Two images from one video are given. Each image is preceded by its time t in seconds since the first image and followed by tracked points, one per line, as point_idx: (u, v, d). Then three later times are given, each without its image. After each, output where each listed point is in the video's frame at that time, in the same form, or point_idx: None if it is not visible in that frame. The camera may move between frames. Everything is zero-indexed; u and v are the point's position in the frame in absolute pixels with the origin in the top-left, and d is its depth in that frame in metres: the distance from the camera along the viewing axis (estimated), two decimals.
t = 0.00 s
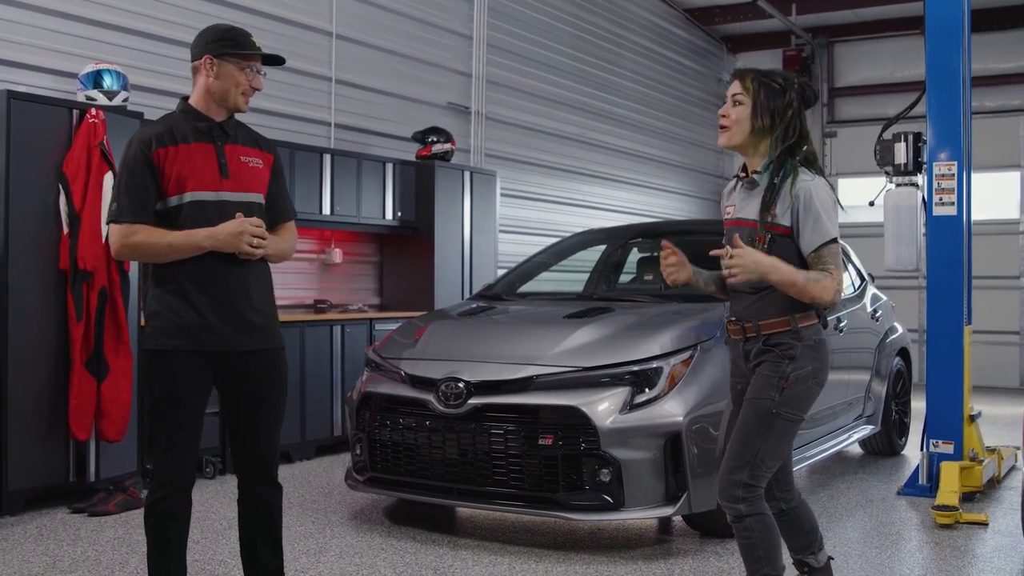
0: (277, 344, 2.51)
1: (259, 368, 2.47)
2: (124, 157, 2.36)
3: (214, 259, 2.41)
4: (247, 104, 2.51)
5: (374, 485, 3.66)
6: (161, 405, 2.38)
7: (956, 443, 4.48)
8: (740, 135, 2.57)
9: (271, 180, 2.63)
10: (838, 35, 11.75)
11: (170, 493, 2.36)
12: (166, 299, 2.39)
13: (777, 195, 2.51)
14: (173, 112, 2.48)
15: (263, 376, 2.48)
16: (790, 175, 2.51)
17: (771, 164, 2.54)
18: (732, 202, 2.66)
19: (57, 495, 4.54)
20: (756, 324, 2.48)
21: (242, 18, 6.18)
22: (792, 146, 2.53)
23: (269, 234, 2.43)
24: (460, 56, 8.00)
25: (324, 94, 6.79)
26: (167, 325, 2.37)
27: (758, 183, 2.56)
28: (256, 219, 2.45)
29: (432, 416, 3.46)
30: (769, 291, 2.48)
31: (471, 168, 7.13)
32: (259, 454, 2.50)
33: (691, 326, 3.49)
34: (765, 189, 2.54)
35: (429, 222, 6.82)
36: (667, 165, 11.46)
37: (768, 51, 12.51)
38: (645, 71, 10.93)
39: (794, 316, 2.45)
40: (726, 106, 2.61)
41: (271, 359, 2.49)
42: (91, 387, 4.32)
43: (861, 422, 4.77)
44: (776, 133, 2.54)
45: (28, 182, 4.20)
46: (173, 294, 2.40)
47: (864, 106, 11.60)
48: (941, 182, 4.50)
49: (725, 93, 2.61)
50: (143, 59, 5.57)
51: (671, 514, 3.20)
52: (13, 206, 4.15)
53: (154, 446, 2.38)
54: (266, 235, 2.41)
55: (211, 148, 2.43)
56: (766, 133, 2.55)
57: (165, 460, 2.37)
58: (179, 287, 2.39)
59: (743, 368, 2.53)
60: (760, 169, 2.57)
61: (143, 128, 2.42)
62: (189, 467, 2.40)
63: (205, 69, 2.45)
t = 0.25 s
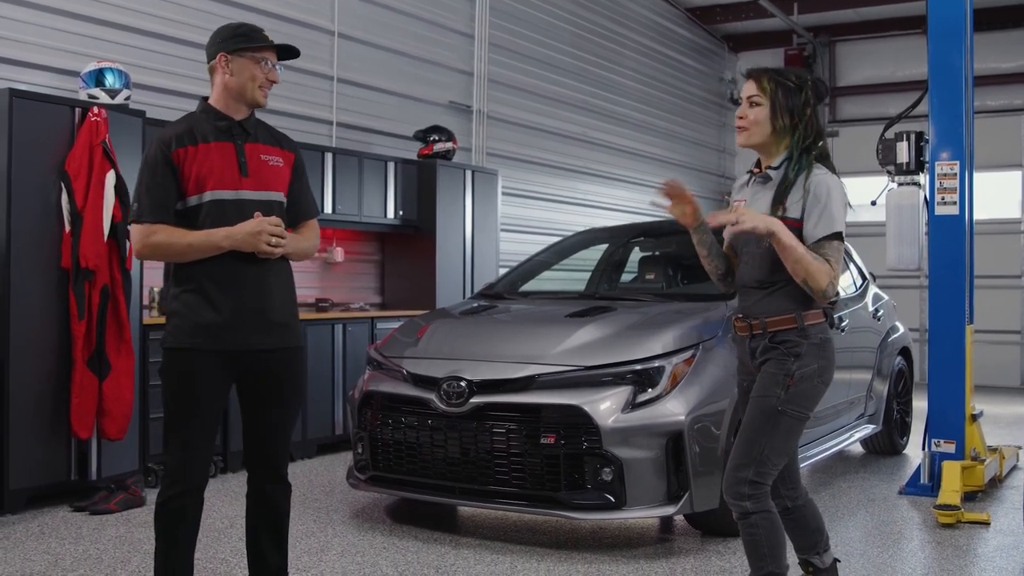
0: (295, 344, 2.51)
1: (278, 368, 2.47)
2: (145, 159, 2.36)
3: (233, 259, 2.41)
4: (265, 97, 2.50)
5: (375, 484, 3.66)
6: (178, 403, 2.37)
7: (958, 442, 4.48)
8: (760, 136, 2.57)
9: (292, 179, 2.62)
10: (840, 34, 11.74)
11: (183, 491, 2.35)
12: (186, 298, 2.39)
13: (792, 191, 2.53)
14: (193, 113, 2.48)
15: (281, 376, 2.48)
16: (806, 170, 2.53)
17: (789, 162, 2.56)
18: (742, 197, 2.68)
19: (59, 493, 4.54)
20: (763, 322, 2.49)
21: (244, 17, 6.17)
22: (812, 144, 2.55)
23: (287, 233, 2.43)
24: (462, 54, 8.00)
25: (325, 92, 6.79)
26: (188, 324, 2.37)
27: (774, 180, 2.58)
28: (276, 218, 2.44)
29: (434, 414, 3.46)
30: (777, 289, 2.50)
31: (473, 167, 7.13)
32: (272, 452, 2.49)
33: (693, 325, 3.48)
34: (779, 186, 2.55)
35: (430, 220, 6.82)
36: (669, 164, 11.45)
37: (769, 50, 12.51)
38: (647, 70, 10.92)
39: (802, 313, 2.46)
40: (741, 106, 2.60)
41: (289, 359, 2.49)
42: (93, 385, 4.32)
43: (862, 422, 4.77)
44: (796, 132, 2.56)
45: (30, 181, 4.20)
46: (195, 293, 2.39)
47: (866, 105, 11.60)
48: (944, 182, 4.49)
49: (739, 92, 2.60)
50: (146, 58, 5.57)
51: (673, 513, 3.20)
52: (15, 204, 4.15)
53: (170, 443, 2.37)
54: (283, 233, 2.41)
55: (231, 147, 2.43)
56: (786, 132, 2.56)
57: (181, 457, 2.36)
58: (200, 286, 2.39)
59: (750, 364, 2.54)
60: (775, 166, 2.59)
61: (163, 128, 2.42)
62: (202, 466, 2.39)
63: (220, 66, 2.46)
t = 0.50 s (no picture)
0: (309, 344, 2.51)
1: (292, 368, 2.47)
2: (164, 159, 2.35)
3: (251, 260, 2.40)
4: (279, 92, 2.51)
5: (374, 483, 3.66)
6: (192, 403, 2.37)
7: (956, 441, 4.47)
8: (775, 146, 2.59)
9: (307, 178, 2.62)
10: (837, 33, 11.75)
11: (192, 491, 2.35)
12: (204, 299, 2.39)
13: (807, 197, 2.55)
14: (209, 113, 2.48)
15: (295, 376, 2.48)
16: (820, 177, 2.56)
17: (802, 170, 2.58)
18: (756, 204, 2.69)
19: (57, 493, 4.53)
20: (772, 322, 2.50)
21: (242, 16, 6.16)
22: (827, 152, 2.58)
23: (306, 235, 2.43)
24: (460, 54, 8.00)
25: (323, 92, 6.78)
26: (206, 324, 2.37)
27: (789, 186, 2.59)
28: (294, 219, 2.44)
29: (433, 414, 3.46)
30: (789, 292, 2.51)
31: (471, 167, 7.13)
32: (279, 451, 2.50)
33: (691, 324, 3.48)
34: (792, 192, 2.57)
35: (428, 220, 6.81)
36: (666, 163, 11.46)
37: (767, 49, 12.51)
38: (644, 70, 10.92)
39: (811, 317, 2.48)
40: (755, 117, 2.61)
41: (303, 360, 2.50)
42: (90, 385, 4.31)
43: (860, 421, 4.78)
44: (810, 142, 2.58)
45: (28, 181, 4.20)
46: (213, 293, 2.39)
47: (863, 104, 11.61)
48: (941, 181, 4.50)
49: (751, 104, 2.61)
50: (145, 58, 5.56)
51: (672, 512, 3.20)
52: (12, 204, 4.14)
53: (183, 442, 2.37)
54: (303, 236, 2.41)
55: (249, 147, 2.43)
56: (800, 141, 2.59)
57: (193, 456, 2.36)
58: (218, 286, 2.38)
59: (755, 363, 2.56)
60: (790, 172, 2.60)
61: (180, 129, 2.41)
62: (212, 466, 2.39)
63: (233, 64, 2.47)
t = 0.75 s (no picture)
0: (319, 343, 2.52)
1: (302, 366, 2.48)
2: (178, 158, 2.35)
3: (265, 262, 2.40)
4: (294, 95, 2.50)
5: (373, 482, 3.66)
6: (203, 400, 2.36)
7: (954, 441, 4.48)
8: (784, 152, 2.61)
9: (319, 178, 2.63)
10: (836, 33, 11.76)
11: (198, 488, 2.34)
12: (216, 297, 2.38)
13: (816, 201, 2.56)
14: (222, 112, 2.48)
15: (304, 374, 2.49)
16: (828, 183, 2.56)
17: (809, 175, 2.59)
18: (764, 208, 2.69)
19: (56, 490, 4.53)
20: (780, 323, 2.50)
21: (241, 14, 6.16)
22: (834, 159, 2.59)
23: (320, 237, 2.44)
24: (459, 52, 8.00)
25: (323, 90, 6.78)
26: (220, 323, 2.36)
27: (797, 191, 2.60)
28: (309, 220, 2.45)
29: (432, 413, 3.46)
30: (797, 294, 2.51)
31: (470, 165, 7.12)
32: (284, 449, 2.49)
33: (690, 323, 3.48)
34: (801, 197, 2.57)
35: (427, 218, 6.81)
36: (665, 162, 11.46)
37: (765, 49, 12.52)
38: (643, 69, 10.92)
39: (820, 319, 2.48)
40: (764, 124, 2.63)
41: (312, 359, 2.50)
42: (89, 382, 4.31)
43: (858, 420, 4.78)
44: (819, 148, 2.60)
45: (27, 178, 4.19)
46: (226, 292, 2.39)
47: (862, 103, 11.61)
48: (940, 181, 4.50)
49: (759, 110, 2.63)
50: (145, 55, 5.56)
51: (670, 511, 3.20)
52: (12, 201, 4.14)
53: (191, 440, 2.36)
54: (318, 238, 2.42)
55: (263, 147, 2.43)
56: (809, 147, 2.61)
57: (202, 454, 2.35)
58: (232, 285, 2.38)
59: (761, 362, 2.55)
60: (798, 178, 2.61)
61: (195, 128, 2.41)
62: (219, 463, 2.38)
63: (249, 66, 2.46)
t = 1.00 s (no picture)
0: (320, 343, 2.52)
1: (304, 366, 2.48)
2: (185, 155, 2.34)
3: (270, 261, 2.41)
4: (299, 94, 2.51)
5: (373, 481, 3.67)
6: (205, 400, 2.36)
7: (954, 440, 4.47)
8: (806, 155, 2.63)
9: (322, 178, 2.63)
10: (836, 32, 11.76)
11: (199, 487, 2.34)
12: (220, 296, 2.38)
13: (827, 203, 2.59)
14: (228, 111, 2.48)
15: (305, 374, 2.49)
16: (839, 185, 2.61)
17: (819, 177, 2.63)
18: (772, 211, 2.71)
19: (57, 490, 4.53)
20: (788, 325, 2.50)
21: (242, 13, 6.16)
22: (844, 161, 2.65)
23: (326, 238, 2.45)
24: (459, 52, 7.99)
25: (323, 89, 6.78)
26: (223, 321, 2.36)
27: (808, 193, 2.63)
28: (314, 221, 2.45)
29: (433, 412, 3.46)
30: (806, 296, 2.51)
31: (470, 164, 7.12)
32: (285, 449, 2.49)
33: (691, 323, 3.48)
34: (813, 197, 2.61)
35: (427, 217, 6.81)
36: (665, 162, 11.46)
37: (765, 48, 12.52)
38: (643, 68, 10.92)
39: (830, 322, 2.48)
40: (783, 127, 2.63)
41: (314, 358, 2.50)
42: (90, 382, 4.31)
43: (859, 420, 4.78)
44: (831, 152, 2.64)
45: (28, 177, 4.19)
46: (230, 291, 2.39)
47: (862, 103, 11.61)
48: (940, 181, 4.50)
49: (774, 113, 2.63)
50: (146, 54, 5.56)
51: (671, 511, 3.20)
52: (12, 200, 4.14)
53: (193, 439, 2.36)
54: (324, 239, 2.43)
55: (269, 146, 2.43)
56: (823, 151, 2.64)
57: (204, 453, 2.35)
58: (236, 284, 2.38)
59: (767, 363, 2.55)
60: (808, 179, 2.64)
61: (201, 126, 2.40)
62: (221, 462, 2.38)
63: (256, 65, 2.46)
